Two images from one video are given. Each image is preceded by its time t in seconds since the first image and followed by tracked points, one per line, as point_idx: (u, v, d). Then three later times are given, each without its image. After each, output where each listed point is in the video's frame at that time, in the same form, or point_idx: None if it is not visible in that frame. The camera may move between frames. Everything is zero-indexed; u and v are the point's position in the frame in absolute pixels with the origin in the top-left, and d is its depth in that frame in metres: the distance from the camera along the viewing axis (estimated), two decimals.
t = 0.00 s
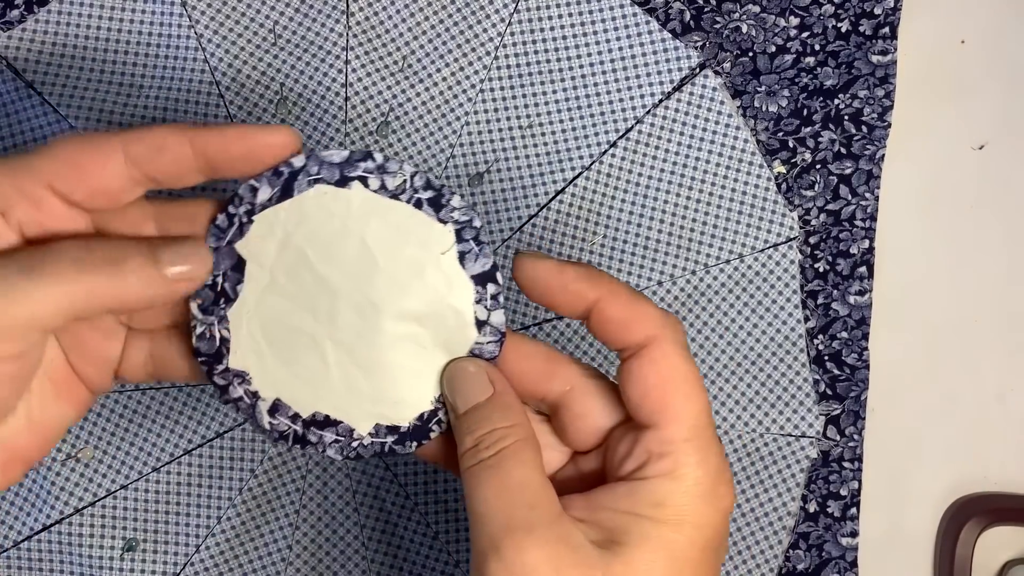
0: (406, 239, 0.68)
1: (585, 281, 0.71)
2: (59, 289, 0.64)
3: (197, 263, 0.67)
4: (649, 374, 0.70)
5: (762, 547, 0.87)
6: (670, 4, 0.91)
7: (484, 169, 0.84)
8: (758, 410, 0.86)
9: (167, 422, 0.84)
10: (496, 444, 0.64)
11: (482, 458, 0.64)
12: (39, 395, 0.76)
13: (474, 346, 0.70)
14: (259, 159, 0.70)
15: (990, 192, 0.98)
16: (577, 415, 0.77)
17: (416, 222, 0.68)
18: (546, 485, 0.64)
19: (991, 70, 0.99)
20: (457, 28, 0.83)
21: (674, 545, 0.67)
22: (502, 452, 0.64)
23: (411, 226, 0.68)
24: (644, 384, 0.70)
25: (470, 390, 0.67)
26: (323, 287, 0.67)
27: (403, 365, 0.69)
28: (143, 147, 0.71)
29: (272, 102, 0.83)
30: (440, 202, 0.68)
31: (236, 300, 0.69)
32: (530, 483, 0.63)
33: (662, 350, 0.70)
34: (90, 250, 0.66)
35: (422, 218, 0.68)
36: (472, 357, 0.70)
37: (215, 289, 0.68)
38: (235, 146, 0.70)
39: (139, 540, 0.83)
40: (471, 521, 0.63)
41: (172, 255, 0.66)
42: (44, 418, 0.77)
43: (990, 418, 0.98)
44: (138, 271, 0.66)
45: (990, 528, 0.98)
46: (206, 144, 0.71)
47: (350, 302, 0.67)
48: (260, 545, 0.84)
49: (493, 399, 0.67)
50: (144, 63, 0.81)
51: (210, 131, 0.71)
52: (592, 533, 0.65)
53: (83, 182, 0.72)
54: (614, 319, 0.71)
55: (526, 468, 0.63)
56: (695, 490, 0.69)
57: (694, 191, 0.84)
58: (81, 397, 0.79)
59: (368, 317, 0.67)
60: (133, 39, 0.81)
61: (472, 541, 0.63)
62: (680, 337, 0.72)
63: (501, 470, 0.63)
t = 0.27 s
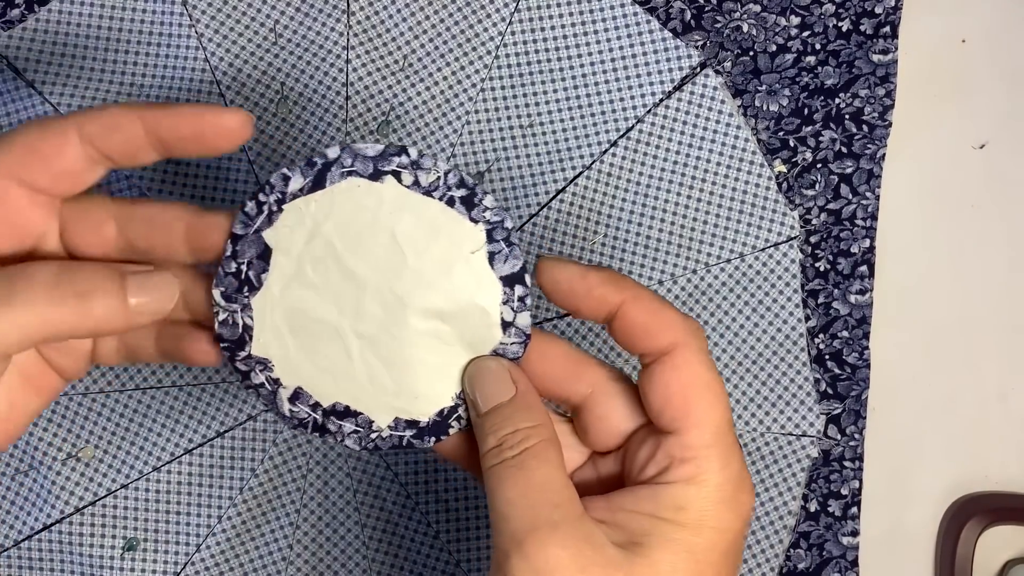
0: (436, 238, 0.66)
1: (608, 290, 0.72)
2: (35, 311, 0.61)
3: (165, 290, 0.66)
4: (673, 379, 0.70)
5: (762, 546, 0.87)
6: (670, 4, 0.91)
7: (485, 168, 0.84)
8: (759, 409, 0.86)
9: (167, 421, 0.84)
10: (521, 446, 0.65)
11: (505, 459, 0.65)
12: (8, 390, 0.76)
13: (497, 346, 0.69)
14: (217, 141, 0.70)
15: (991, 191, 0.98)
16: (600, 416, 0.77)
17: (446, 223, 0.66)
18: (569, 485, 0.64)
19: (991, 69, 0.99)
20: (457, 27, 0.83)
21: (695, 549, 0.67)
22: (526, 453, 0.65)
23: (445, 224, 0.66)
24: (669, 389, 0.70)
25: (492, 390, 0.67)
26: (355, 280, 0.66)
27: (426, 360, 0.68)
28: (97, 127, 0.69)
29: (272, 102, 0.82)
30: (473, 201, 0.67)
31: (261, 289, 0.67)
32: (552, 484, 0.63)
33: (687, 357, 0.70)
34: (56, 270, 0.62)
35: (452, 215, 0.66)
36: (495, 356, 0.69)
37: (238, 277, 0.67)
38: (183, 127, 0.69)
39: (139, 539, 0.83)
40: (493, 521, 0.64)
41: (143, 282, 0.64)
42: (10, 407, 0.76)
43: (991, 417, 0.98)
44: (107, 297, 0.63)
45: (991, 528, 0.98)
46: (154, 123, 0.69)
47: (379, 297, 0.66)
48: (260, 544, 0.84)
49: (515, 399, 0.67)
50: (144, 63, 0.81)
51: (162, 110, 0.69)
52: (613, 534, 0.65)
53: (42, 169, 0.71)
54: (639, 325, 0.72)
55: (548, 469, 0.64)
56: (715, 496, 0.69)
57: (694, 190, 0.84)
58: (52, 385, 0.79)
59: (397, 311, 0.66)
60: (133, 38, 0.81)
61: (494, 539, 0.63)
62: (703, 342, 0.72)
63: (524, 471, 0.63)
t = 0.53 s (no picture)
0: (440, 255, 0.66)
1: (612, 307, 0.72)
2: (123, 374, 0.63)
3: (243, 338, 0.65)
4: (668, 400, 0.70)
5: (762, 547, 0.87)
6: (670, 5, 0.91)
7: (485, 169, 0.84)
8: (759, 410, 0.86)
9: (168, 422, 0.84)
10: (510, 459, 0.65)
11: (495, 472, 0.65)
12: None
13: (494, 360, 0.69)
14: (242, 163, 0.73)
15: (991, 192, 0.98)
16: (593, 432, 0.78)
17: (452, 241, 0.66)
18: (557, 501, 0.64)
19: (991, 70, 0.99)
20: (457, 28, 0.83)
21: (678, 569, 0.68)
22: (515, 466, 0.65)
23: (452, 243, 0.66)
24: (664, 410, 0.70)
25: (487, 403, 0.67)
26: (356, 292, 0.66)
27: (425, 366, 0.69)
28: (133, 149, 0.71)
29: (272, 103, 0.83)
30: (480, 218, 0.66)
31: (263, 288, 0.67)
32: (541, 499, 0.63)
33: (684, 378, 0.71)
34: (140, 326, 0.64)
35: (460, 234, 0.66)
36: (490, 369, 0.69)
37: (240, 274, 0.67)
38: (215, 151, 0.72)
39: (139, 540, 0.83)
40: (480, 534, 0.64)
41: (214, 332, 0.64)
42: None
43: (990, 418, 0.98)
44: (186, 353, 0.64)
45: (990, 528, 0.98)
46: (189, 145, 0.72)
47: (378, 308, 0.66)
48: (260, 545, 0.84)
49: (509, 413, 0.67)
50: (144, 64, 0.81)
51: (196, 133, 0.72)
52: (597, 551, 0.66)
53: (79, 192, 0.72)
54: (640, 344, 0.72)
55: (538, 484, 0.64)
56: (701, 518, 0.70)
57: (694, 191, 0.84)
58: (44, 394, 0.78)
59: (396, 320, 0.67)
60: (134, 39, 0.81)
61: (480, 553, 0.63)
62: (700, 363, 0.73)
63: (513, 485, 0.63)
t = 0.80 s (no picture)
0: (421, 270, 0.65)
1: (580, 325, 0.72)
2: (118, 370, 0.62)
3: (237, 336, 0.66)
4: (643, 414, 0.71)
5: (762, 547, 0.87)
6: (669, 5, 0.91)
7: (485, 169, 0.84)
8: (759, 410, 0.86)
9: (168, 423, 0.84)
10: (496, 474, 0.64)
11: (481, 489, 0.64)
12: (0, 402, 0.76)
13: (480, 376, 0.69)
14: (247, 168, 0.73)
15: (991, 193, 0.98)
16: (579, 450, 0.78)
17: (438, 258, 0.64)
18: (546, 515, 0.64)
19: (991, 70, 0.99)
20: (457, 29, 0.83)
21: None
22: (502, 481, 0.64)
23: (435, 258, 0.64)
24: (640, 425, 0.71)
25: (471, 419, 0.67)
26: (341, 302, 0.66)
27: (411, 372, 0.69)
28: (134, 151, 0.71)
29: (272, 103, 0.83)
30: (466, 234, 0.64)
31: (251, 290, 0.67)
32: (531, 514, 0.63)
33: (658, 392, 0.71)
34: (136, 321, 0.63)
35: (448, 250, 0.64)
36: (476, 386, 0.69)
37: (230, 276, 0.67)
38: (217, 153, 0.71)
39: (139, 540, 0.83)
40: (472, 553, 0.63)
41: (210, 329, 0.65)
42: None
43: (990, 419, 0.99)
44: (183, 349, 0.64)
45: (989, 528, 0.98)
46: (190, 148, 0.71)
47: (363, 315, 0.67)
48: (260, 545, 0.84)
49: (492, 427, 0.67)
50: (143, 63, 0.81)
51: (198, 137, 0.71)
52: (592, 566, 0.64)
53: (78, 190, 0.71)
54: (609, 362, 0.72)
55: (526, 498, 0.63)
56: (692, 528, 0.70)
57: (694, 191, 0.84)
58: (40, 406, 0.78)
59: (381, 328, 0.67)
60: (133, 39, 0.81)
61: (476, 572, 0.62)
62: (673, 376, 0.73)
63: (501, 501, 0.63)
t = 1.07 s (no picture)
0: (378, 288, 0.66)
1: (532, 328, 0.73)
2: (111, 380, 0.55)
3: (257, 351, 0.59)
4: (607, 408, 0.71)
5: (762, 547, 0.87)
6: (669, 4, 0.90)
7: (485, 168, 0.84)
8: (759, 410, 0.86)
9: (167, 422, 0.84)
10: (471, 468, 0.62)
11: (457, 483, 0.62)
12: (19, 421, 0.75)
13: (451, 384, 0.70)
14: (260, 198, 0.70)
15: (991, 192, 0.98)
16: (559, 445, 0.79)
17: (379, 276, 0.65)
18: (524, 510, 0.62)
19: (991, 68, 0.99)
20: (457, 28, 0.83)
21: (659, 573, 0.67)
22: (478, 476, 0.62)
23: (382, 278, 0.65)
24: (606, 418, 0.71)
25: (448, 414, 0.66)
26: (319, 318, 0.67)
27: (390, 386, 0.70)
28: (177, 175, 0.68)
29: (272, 102, 0.82)
30: (412, 251, 0.65)
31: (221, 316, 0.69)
32: (508, 510, 0.61)
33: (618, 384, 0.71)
34: (138, 329, 0.56)
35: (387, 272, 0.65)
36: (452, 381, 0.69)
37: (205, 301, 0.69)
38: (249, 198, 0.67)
39: (139, 539, 0.83)
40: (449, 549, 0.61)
41: (222, 345, 0.57)
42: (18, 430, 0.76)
43: (991, 418, 0.98)
44: (188, 365, 0.56)
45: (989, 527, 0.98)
46: (218, 193, 0.69)
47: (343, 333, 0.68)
48: (260, 543, 0.84)
49: (469, 421, 0.65)
50: (143, 63, 0.81)
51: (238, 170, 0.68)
52: (571, 562, 0.64)
53: (113, 203, 0.69)
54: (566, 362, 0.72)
55: (503, 493, 0.62)
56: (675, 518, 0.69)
57: (694, 190, 0.84)
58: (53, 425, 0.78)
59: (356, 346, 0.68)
60: (133, 37, 0.81)
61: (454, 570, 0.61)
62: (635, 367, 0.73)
63: (479, 497, 0.61)
